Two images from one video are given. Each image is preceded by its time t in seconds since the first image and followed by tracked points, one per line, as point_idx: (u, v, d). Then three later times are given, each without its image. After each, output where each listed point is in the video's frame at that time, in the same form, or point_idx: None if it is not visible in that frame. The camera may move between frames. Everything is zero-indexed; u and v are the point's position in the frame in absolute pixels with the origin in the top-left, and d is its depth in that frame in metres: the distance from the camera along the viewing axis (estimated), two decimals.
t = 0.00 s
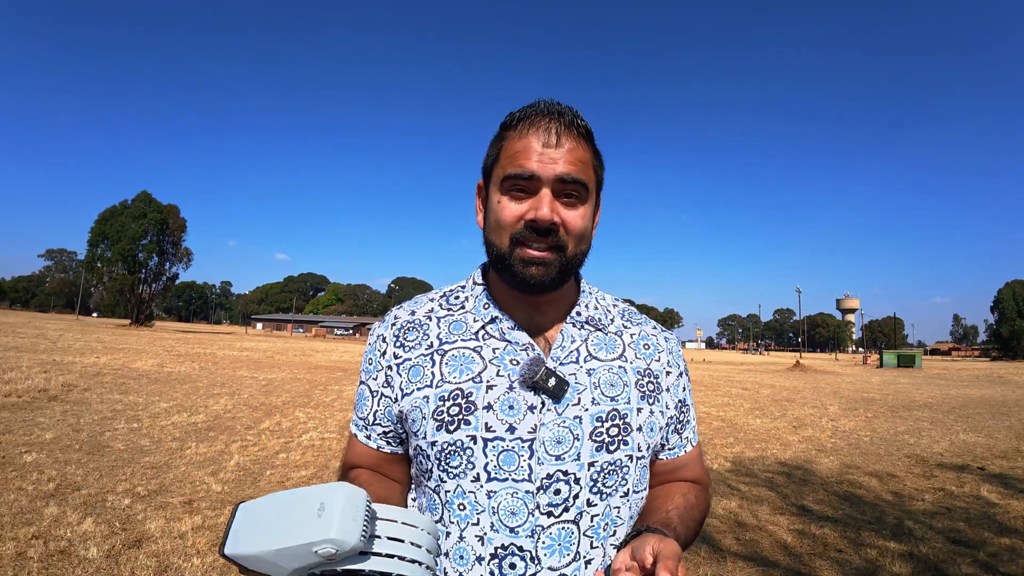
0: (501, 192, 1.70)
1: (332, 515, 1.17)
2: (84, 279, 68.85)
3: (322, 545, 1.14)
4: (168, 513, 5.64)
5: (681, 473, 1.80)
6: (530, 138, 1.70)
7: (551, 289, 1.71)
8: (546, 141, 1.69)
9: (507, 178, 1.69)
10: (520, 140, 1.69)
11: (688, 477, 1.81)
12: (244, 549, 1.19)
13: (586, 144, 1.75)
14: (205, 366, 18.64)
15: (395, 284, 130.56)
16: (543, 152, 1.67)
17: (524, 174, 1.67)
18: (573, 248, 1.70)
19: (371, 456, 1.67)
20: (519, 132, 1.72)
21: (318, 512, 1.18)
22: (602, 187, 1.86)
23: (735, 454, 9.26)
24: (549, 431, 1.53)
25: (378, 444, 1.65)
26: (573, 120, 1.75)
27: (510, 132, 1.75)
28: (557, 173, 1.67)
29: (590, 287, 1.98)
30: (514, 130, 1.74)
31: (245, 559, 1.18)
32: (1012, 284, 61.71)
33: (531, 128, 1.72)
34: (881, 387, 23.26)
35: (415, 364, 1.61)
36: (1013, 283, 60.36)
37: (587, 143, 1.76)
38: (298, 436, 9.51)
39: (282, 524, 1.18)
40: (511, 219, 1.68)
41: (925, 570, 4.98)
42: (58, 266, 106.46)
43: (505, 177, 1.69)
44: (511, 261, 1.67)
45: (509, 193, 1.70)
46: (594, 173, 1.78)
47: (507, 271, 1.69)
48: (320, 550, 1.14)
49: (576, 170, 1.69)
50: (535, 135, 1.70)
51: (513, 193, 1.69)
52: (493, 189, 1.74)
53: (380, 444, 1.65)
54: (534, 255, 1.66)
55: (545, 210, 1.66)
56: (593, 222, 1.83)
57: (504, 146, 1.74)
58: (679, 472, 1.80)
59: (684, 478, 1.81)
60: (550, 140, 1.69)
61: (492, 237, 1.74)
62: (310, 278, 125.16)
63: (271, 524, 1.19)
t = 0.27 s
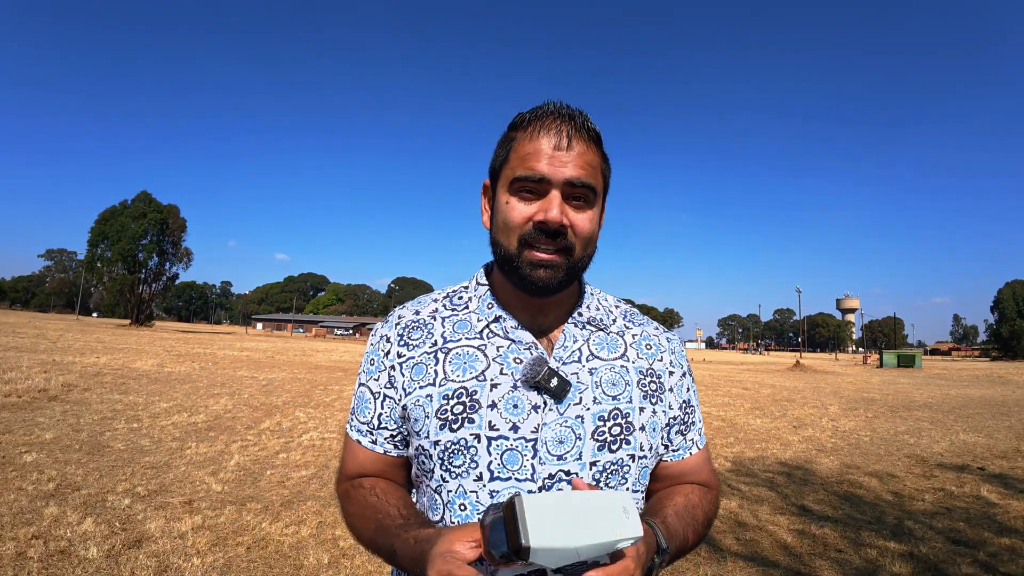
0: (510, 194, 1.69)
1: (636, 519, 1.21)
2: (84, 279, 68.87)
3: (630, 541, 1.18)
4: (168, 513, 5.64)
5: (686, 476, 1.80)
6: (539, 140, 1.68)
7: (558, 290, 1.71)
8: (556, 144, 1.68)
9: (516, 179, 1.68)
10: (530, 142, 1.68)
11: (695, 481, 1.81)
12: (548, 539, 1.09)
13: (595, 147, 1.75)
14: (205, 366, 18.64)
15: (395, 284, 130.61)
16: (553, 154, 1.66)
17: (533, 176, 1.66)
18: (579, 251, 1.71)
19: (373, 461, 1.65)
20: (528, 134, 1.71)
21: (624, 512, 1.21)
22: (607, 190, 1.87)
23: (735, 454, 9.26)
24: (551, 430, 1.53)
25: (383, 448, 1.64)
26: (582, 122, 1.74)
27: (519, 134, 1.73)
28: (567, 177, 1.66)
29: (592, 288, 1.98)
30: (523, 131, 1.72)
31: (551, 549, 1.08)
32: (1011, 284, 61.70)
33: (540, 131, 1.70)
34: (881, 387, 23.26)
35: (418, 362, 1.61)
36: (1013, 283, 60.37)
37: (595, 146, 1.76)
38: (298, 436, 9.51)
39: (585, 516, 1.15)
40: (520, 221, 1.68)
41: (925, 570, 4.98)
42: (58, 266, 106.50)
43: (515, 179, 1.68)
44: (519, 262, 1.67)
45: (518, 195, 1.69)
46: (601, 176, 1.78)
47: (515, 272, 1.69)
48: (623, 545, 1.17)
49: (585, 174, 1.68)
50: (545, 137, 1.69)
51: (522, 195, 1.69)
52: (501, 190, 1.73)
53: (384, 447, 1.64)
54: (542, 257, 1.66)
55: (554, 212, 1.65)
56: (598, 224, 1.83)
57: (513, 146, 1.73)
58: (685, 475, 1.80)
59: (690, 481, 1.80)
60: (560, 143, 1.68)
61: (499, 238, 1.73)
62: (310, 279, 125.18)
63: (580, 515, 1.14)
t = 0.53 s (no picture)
0: (469, 202, 1.74)
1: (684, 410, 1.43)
2: (85, 279, 68.89)
3: (681, 421, 1.38)
4: (168, 513, 5.64)
5: (688, 459, 1.80)
6: (481, 145, 1.72)
7: (529, 282, 1.70)
8: (496, 144, 1.70)
9: (470, 187, 1.73)
10: (473, 149, 1.72)
11: (697, 463, 1.81)
12: (616, 395, 1.34)
13: (541, 136, 1.74)
14: (205, 366, 18.64)
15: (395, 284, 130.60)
16: (495, 154, 1.69)
17: (481, 179, 1.69)
18: (541, 240, 1.68)
19: (363, 444, 1.65)
20: (474, 142, 1.76)
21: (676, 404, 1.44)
22: (572, 175, 1.82)
23: (735, 454, 9.25)
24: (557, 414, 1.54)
25: (371, 430, 1.64)
26: (524, 117, 1.75)
27: (469, 145, 1.79)
28: (510, 170, 1.66)
29: (587, 284, 1.98)
30: (471, 141, 1.77)
31: (618, 402, 1.33)
32: (1012, 284, 61.61)
33: (483, 136, 1.74)
34: (881, 387, 23.23)
35: (422, 346, 1.62)
36: (1014, 283, 60.31)
37: (542, 135, 1.74)
38: (298, 436, 9.50)
39: (644, 394, 1.41)
40: (479, 225, 1.71)
41: (925, 570, 4.98)
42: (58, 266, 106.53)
43: (469, 185, 1.73)
44: (485, 263, 1.69)
45: (475, 200, 1.73)
46: (556, 161, 1.74)
47: (485, 273, 1.71)
48: (676, 424, 1.38)
49: (529, 163, 1.67)
50: (487, 140, 1.72)
51: (477, 200, 1.72)
52: (463, 200, 1.79)
53: (372, 431, 1.64)
54: (504, 252, 1.66)
55: (503, 206, 1.66)
56: (566, 210, 1.79)
57: (465, 157, 1.78)
58: (686, 458, 1.80)
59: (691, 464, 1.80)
60: (500, 141, 1.69)
61: (470, 245, 1.78)
62: (310, 279, 125.19)
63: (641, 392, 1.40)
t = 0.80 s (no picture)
0: (463, 208, 1.76)
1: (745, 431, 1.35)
2: (84, 279, 68.87)
3: (739, 442, 1.30)
4: (168, 513, 5.64)
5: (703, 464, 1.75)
6: (471, 151, 1.74)
7: (524, 285, 1.70)
8: (486, 149, 1.71)
9: (463, 193, 1.75)
10: (464, 154, 1.74)
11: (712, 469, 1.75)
12: (676, 397, 1.28)
13: (531, 137, 1.74)
14: (205, 366, 18.63)
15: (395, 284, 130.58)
16: (485, 160, 1.70)
17: (473, 185, 1.71)
18: (534, 243, 1.68)
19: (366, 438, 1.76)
20: (464, 148, 1.77)
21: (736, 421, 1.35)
22: (566, 175, 1.82)
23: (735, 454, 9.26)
24: (548, 413, 1.53)
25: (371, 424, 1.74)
26: (512, 120, 1.75)
27: (460, 151, 1.81)
28: (499, 175, 1.67)
29: (593, 284, 1.97)
30: (462, 146, 1.79)
31: (676, 405, 1.27)
32: (1012, 283, 61.59)
33: (472, 141, 1.76)
34: (881, 387, 23.23)
35: (417, 346, 1.69)
36: (1014, 283, 60.34)
37: (532, 136, 1.74)
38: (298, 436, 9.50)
39: (708, 403, 1.33)
40: (473, 230, 1.73)
41: (925, 570, 4.98)
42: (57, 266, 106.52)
43: (461, 192, 1.75)
44: (480, 268, 1.71)
45: (468, 206, 1.75)
46: (546, 163, 1.74)
47: (481, 277, 1.73)
48: (733, 444, 1.30)
49: (518, 167, 1.67)
50: (477, 145, 1.74)
51: (470, 205, 1.74)
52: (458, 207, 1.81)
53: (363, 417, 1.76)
54: (498, 258, 1.67)
55: (494, 211, 1.67)
56: (560, 212, 1.78)
57: (457, 163, 1.80)
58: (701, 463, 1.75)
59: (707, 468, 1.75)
60: (490, 146, 1.71)
61: (466, 251, 1.79)
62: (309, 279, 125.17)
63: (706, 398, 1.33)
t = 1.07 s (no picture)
0: (468, 206, 1.78)
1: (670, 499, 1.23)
2: (84, 279, 68.87)
3: (653, 511, 1.19)
4: (168, 513, 5.64)
5: (715, 482, 1.59)
6: (477, 150, 1.74)
7: (527, 286, 1.71)
8: (491, 149, 1.71)
9: (468, 192, 1.76)
10: (470, 154, 1.75)
11: (726, 488, 1.59)
12: (588, 451, 1.16)
13: (537, 137, 1.72)
14: (205, 366, 18.64)
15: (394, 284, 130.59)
16: (490, 160, 1.70)
17: (478, 185, 1.72)
18: (537, 245, 1.68)
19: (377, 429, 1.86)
20: (471, 146, 1.77)
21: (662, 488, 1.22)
22: (573, 176, 1.81)
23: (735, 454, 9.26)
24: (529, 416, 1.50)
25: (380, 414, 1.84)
26: (518, 119, 1.74)
27: (467, 149, 1.81)
28: (504, 177, 1.67)
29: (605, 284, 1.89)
30: (468, 144, 1.80)
31: (585, 460, 1.15)
32: (1011, 283, 61.64)
33: (478, 139, 1.76)
34: (881, 387, 23.24)
35: (418, 342, 1.74)
36: (1013, 283, 60.44)
37: (537, 136, 1.73)
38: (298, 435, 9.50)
39: (628, 463, 1.20)
40: (477, 228, 1.74)
41: (925, 570, 4.98)
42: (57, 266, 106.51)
43: (467, 192, 1.76)
44: (483, 268, 1.72)
45: (473, 205, 1.75)
46: (551, 164, 1.73)
47: (484, 274, 1.75)
48: (647, 511, 1.19)
49: (523, 168, 1.67)
50: (482, 144, 1.73)
51: (475, 204, 1.75)
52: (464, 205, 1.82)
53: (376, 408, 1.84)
54: (500, 259, 1.68)
55: (497, 212, 1.67)
56: (565, 213, 1.77)
57: (463, 161, 1.81)
58: (713, 480, 1.59)
59: (720, 488, 1.59)
60: (496, 147, 1.71)
61: (471, 249, 1.81)
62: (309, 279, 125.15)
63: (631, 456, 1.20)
